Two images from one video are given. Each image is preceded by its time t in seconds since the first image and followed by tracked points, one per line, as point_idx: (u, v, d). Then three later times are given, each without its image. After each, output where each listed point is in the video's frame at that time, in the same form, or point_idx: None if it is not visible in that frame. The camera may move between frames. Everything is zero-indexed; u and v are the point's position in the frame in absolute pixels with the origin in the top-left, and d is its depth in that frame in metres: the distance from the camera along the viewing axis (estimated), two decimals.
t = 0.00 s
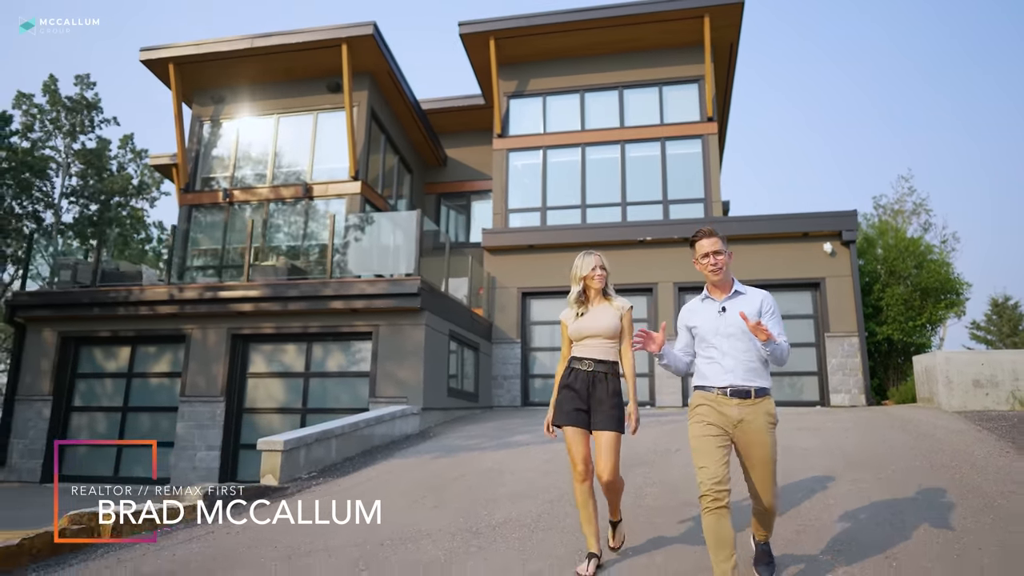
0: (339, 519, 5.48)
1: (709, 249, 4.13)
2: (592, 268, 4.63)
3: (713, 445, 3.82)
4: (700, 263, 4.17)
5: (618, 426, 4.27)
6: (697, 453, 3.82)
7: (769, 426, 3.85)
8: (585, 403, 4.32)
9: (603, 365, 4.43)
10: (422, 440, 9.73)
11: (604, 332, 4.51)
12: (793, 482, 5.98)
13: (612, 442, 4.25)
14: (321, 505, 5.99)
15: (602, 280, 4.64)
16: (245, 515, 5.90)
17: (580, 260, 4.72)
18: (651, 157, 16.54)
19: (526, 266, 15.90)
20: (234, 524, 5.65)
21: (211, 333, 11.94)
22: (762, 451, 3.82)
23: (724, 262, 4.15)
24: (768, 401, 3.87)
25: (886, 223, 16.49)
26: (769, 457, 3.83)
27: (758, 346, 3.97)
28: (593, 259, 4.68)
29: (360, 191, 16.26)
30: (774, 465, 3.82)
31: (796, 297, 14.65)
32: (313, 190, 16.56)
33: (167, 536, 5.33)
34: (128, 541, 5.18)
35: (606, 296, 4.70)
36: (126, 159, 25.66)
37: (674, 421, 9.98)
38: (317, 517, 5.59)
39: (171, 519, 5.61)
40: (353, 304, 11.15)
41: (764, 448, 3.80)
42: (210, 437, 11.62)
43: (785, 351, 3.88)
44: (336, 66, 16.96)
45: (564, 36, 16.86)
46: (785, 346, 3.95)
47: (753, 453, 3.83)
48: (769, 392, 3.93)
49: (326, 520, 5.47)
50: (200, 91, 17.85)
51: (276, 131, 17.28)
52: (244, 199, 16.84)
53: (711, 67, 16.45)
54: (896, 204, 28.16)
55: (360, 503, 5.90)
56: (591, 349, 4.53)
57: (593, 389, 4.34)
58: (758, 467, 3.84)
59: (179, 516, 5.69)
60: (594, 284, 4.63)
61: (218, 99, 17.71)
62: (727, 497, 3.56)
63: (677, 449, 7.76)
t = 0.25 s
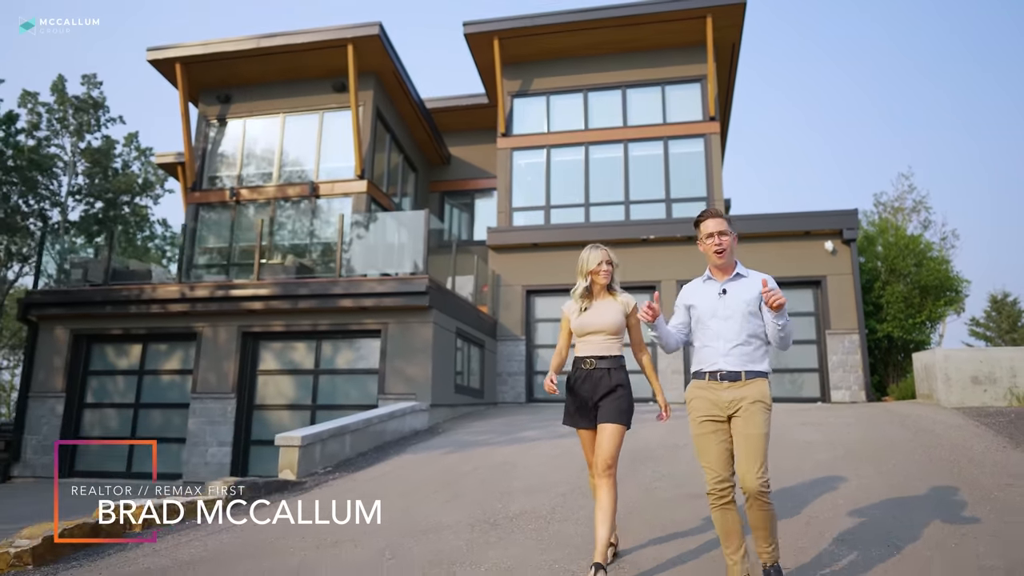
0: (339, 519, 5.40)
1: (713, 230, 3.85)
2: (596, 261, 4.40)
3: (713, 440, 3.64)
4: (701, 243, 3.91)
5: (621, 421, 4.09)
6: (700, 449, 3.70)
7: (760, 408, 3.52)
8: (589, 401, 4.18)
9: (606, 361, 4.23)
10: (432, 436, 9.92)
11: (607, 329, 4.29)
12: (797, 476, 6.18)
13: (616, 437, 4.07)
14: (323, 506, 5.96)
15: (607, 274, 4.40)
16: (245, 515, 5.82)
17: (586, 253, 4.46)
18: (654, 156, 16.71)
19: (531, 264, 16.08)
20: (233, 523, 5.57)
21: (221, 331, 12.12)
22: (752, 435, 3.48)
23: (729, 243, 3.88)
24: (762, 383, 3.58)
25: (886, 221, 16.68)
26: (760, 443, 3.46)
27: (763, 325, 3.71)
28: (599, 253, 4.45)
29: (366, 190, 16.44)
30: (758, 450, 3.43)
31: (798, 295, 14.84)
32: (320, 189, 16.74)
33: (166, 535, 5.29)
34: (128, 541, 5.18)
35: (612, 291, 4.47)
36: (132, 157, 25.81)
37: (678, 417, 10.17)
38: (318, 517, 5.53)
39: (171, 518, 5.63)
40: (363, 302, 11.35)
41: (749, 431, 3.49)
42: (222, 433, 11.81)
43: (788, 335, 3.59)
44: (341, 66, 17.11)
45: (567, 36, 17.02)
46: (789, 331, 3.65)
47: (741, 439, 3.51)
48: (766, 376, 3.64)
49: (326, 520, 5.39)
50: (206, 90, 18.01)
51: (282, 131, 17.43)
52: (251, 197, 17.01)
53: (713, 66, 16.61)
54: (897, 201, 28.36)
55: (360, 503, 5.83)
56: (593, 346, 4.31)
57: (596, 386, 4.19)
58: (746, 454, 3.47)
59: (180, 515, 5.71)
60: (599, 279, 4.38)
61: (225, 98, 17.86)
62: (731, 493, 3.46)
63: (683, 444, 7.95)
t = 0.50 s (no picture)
0: (339, 519, 5.29)
1: (713, 228, 3.78)
2: (600, 260, 4.33)
3: (717, 442, 3.65)
4: (703, 241, 3.82)
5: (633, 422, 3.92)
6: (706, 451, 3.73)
7: (760, 407, 3.49)
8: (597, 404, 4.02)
9: (613, 361, 4.09)
10: (440, 429, 10.13)
11: (611, 329, 4.17)
12: (798, 466, 6.41)
13: (627, 439, 3.88)
14: (322, 505, 5.81)
15: (611, 273, 4.31)
16: (244, 515, 5.63)
17: (590, 252, 4.40)
18: (655, 153, 16.91)
19: (534, 260, 16.29)
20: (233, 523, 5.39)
21: (231, 326, 12.31)
22: (752, 434, 3.45)
23: (729, 241, 3.77)
24: (763, 381, 3.52)
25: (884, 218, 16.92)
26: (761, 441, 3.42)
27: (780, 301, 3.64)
28: (604, 252, 4.37)
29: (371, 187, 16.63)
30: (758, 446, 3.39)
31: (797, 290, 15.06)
32: (325, 186, 16.92)
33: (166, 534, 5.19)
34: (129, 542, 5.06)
35: (617, 291, 4.36)
36: (135, 153, 25.94)
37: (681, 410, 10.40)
38: (318, 517, 5.40)
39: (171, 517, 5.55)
40: (371, 298, 11.56)
41: (749, 429, 3.45)
42: (232, 426, 12.03)
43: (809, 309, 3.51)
44: (346, 64, 17.27)
45: (569, 34, 17.19)
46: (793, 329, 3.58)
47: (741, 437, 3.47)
48: (768, 375, 3.57)
49: (326, 520, 5.27)
50: (212, 88, 18.17)
51: (287, 128, 17.60)
52: (256, 194, 17.18)
53: (714, 65, 16.80)
54: (894, 197, 28.63)
55: (360, 503, 5.71)
56: (598, 347, 4.18)
57: (604, 388, 4.03)
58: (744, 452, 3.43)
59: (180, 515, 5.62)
60: (604, 278, 4.30)
61: (230, 96, 18.02)
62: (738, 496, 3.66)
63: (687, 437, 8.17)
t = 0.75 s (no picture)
0: (339, 520, 5.34)
1: (719, 234, 3.96)
2: (600, 252, 4.34)
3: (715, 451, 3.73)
4: (707, 248, 4.00)
5: (641, 417, 3.95)
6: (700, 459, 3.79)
7: (764, 416, 3.58)
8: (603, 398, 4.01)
9: (620, 355, 4.08)
10: (449, 426, 10.37)
11: (615, 321, 4.16)
12: (799, 461, 6.65)
13: (635, 434, 3.91)
14: (322, 505, 5.86)
15: (611, 265, 4.33)
16: (244, 515, 5.67)
17: (588, 246, 4.41)
18: (657, 154, 17.13)
19: (538, 259, 16.52)
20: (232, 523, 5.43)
21: (242, 325, 12.55)
22: (754, 441, 3.53)
23: (736, 248, 3.96)
24: (765, 391, 3.65)
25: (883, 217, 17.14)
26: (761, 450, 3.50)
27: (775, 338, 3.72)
28: (602, 244, 4.39)
29: (376, 187, 16.84)
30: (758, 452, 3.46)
31: (797, 289, 15.30)
32: (330, 187, 17.13)
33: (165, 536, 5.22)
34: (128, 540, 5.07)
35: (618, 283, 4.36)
36: (140, 153, 26.14)
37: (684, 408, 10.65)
38: (318, 517, 5.43)
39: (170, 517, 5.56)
40: (380, 298, 11.80)
41: (751, 436, 3.53)
42: (244, 424, 12.26)
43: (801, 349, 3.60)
44: (351, 66, 17.47)
45: (572, 36, 17.40)
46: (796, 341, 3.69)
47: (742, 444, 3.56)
48: (770, 385, 3.70)
49: (325, 520, 5.31)
50: (219, 89, 18.37)
51: (294, 128, 17.81)
52: (263, 194, 17.39)
53: (715, 67, 17.02)
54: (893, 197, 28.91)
55: (360, 502, 5.77)
56: (601, 340, 4.17)
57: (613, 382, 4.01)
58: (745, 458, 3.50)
59: (180, 515, 5.62)
60: (604, 271, 4.32)
61: (236, 97, 18.23)
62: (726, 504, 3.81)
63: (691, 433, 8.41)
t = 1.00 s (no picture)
0: (338, 519, 5.25)
1: (713, 223, 3.86)
2: (596, 254, 4.32)
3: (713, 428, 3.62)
4: (703, 237, 3.90)
5: (636, 425, 4.00)
6: (695, 437, 3.64)
7: (769, 408, 3.56)
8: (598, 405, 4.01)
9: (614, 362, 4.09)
10: (455, 421, 10.63)
11: (612, 327, 4.18)
12: (796, 453, 6.92)
13: (631, 442, 3.98)
14: (321, 505, 5.80)
15: (606, 267, 4.31)
16: (244, 514, 5.60)
17: (583, 248, 4.39)
18: (657, 153, 17.37)
19: (540, 257, 16.76)
20: (231, 523, 5.39)
21: (251, 323, 12.79)
22: (760, 434, 3.53)
23: (731, 238, 3.87)
24: (771, 379, 3.60)
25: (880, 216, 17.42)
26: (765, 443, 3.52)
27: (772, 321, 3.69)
28: (598, 246, 4.36)
29: (381, 186, 17.07)
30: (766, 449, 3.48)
31: (795, 287, 15.57)
32: (335, 185, 17.34)
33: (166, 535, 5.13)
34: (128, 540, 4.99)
35: (613, 286, 4.35)
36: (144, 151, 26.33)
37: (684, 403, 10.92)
38: (317, 517, 5.38)
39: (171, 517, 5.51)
40: (387, 296, 12.05)
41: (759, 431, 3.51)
42: (253, 419, 12.51)
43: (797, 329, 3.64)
44: (356, 66, 17.69)
45: (574, 36, 17.62)
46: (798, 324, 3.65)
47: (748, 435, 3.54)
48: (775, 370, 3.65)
49: (326, 520, 5.25)
50: (224, 89, 18.58)
51: (299, 128, 18.03)
52: (268, 192, 17.61)
53: (715, 67, 17.26)
54: (890, 195, 29.24)
55: (360, 503, 5.70)
56: (598, 345, 4.18)
57: (608, 389, 3.99)
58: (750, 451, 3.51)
59: (180, 515, 5.56)
60: (599, 274, 4.29)
61: (241, 97, 18.43)
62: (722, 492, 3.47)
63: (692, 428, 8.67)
